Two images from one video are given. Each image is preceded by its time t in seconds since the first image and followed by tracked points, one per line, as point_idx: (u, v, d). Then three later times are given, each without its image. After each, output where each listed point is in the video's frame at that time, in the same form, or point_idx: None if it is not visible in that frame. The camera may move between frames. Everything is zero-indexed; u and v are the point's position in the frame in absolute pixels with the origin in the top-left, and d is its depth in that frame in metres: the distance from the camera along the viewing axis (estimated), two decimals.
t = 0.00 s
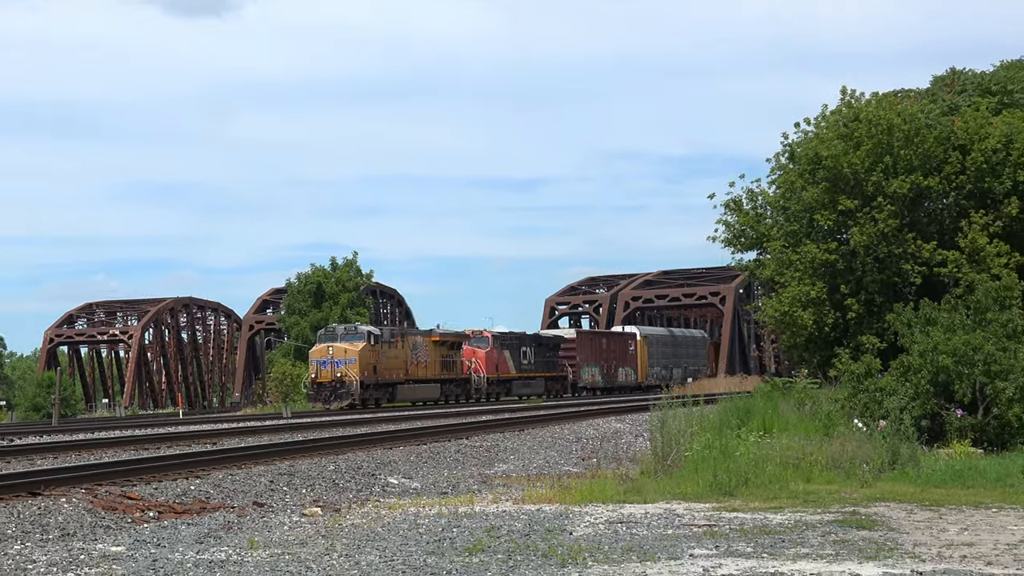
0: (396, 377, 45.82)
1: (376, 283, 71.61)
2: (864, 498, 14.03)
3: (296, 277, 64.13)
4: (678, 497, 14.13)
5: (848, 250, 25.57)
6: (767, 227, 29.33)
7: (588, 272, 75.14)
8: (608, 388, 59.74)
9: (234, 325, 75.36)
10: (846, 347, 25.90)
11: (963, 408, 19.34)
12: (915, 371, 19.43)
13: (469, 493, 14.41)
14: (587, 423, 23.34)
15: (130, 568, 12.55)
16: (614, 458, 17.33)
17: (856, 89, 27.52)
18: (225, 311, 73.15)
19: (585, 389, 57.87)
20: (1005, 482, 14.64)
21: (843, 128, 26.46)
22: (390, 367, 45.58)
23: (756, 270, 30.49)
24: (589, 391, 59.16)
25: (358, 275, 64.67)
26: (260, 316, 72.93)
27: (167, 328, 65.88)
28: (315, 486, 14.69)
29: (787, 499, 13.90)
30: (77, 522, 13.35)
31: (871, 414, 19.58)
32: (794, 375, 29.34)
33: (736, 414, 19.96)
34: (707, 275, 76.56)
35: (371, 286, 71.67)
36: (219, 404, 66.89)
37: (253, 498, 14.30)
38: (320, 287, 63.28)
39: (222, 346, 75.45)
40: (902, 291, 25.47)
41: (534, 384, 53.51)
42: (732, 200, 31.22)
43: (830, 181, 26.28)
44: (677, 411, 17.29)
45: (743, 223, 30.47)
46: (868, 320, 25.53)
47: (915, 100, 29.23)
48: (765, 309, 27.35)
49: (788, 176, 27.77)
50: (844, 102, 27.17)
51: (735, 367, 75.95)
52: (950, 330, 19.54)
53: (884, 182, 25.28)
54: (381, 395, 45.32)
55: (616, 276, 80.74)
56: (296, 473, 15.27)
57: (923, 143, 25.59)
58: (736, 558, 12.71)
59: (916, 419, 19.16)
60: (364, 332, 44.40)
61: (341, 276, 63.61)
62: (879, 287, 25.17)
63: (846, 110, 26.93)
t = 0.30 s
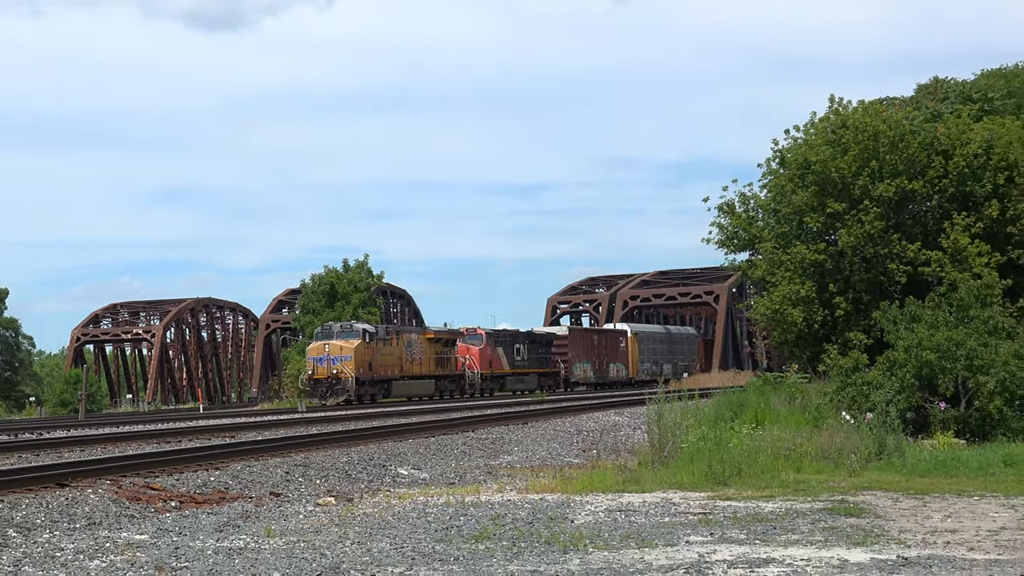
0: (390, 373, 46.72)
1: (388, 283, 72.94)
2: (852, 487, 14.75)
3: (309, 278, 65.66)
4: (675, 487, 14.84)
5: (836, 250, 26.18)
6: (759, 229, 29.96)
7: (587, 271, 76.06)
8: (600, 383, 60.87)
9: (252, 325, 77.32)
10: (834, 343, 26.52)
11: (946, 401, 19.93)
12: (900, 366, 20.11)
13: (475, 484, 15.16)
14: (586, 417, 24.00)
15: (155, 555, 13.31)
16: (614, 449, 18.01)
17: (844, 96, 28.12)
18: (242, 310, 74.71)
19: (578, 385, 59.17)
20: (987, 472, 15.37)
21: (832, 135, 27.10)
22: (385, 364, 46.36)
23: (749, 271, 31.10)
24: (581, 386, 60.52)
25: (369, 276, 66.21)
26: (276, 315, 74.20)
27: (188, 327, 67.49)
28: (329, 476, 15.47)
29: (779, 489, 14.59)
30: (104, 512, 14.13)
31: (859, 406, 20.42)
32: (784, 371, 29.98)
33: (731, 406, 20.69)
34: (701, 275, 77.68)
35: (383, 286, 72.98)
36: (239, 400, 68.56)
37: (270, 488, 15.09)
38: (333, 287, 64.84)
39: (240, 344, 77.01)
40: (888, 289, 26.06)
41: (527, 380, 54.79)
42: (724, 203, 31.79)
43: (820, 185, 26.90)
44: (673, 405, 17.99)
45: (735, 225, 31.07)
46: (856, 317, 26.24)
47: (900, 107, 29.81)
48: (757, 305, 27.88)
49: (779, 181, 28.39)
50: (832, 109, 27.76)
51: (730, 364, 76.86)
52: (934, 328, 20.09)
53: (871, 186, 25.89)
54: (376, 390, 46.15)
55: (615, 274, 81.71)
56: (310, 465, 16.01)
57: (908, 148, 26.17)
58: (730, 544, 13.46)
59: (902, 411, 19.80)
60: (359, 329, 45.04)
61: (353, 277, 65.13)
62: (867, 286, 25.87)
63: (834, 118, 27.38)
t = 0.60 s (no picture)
0: (386, 369, 47.71)
1: (398, 283, 74.04)
2: (839, 477, 15.51)
3: (322, 279, 66.46)
4: (670, 476, 15.59)
5: (824, 251, 26.85)
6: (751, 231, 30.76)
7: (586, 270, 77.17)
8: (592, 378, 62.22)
9: (268, 323, 78.26)
10: (822, 339, 27.23)
11: (929, 395, 20.77)
12: (886, 361, 20.81)
13: (481, 473, 15.94)
14: (587, 410, 24.74)
15: (176, 541, 14.10)
16: (613, 441, 18.76)
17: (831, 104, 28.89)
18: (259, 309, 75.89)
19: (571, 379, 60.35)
20: (968, 462, 16.16)
21: (820, 141, 27.87)
22: (380, 360, 47.38)
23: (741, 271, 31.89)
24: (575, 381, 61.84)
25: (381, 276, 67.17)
26: (291, 315, 75.10)
27: (208, 325, 68.81)
28: (341, 467, 16.29)
29: (770, 478, 15.34)
30: (127, 501, 14.96)
31: (846, 400, 20.85)
32: (776, 365, 30.81)
33: (724, 400, 21.51)
34: (694, 275, 79.07)
35: (393, 286, 74.08)
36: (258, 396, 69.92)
37: (285, 478, 15.92)
38: (345, 287, 65.74)
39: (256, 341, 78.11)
40: (874, 289, 26.71)
41: (520, 375, 55.66)
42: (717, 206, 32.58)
43: (808, 189, 27.62)
44: (669, 398, 18.75)
45: (728, 227, 31.83)
46: (843, 315, 26.94)
47: (886, 115, 30.57)
48: (750, 302, 28.69)
49: (771, 185, 29.12)
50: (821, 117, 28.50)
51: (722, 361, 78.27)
52: (918, 325, 20.96)
53: (857, 189, 26.49)
54: (371, 385, 47.02)
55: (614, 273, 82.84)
56: (324, 457, 16.84)
57: (892, 154, 26.74)
58: (722, 531, 14.23)
59: (886, 404, 20.46)
60: (354, 326, 46.04)
61: (365, 277, 66.13)
62: (853, 286, 26.57)
63: (823, 125, 28.19)
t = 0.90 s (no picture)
0: (383, 364, 48.67)
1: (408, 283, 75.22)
2: (830, 468, 16.26)
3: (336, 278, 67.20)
4: (668, 467, 16.35)
5: (815, 253, 27.59)
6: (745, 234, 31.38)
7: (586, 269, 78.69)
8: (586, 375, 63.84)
9: (286, 320, 79.16)
10: (813, 337, 27.95)
11: (917, 390, 21.55)
12: (874, 357, 21.54)
13: (487, 464, 16.72)
14: (588, 404, 25.43)
15: (197, 528, 14.88)
16: (613, 433, 19.49)
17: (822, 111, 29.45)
18: (276, 306, 77.34)
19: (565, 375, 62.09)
20: (953, 454, 16.94)
21: (812, 148, 28.60)
22: (378, 356, 48.25)
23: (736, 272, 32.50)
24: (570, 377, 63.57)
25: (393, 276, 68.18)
26: (309, 312, 75.74)
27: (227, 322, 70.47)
28: (355, 458, 17.11)
29: (764, 469, 16.08)
30: (151, 489, 15.77)
31: (836, 394, 21.77)
32: (770, 362, 31.52)
33: (720, 395, 22.21)
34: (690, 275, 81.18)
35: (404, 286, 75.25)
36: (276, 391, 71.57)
37: (302, 467, 16.75)
38: (359, 287, 66.54)
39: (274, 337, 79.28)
40: (863, 289, 27.42)
41: (515, 370, 57.76)
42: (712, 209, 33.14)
43: (801, 194, 28.45)
44: (667, 392, 19.47)
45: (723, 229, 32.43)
46: (833, 313, 27.61)
47: (876, 122, 31.14)
48: (744, 302, 29.33)
49: (764, 190, 29.76)
50: (813, 124, 29.10)
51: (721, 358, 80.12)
52: (905, 324, 21.64)
53: (848, 195, 27.31)
54: (369, 380, 47.97)
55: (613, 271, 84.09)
56: (338, 449, 17.65)
57: (881, 160, 27.46)
58: (718, 519, 14.98)
59: (875, 398, 21.29)
60: (352, 323, 46.82)
61: (378, 277, 67.09)
62: (844, 286, 27.25)
63: (814, 133, 28.81)
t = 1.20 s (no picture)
0: (380, 361, 49.91)
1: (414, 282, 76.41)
2: (820, 458, 17.04)
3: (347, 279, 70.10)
4: (665, 458, 17.13)
5: (806, 253, 28.34)
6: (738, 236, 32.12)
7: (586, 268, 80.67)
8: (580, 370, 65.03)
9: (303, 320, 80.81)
10: (804, 333, 28.70)
11: (903, 384, 22.38)
12: (862, 354, 22.33)
13: (494, 455, 17.54)
14: (589, 398, 26.22)
15: (217, 516, 15.70)
16: (613, 426, 20.27)
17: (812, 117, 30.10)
18: (292, 305, 78.96)
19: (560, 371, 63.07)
20: (938, 445, 17.74)
21: (802, 154, 29.12)
22: (374, 353, 49.51)
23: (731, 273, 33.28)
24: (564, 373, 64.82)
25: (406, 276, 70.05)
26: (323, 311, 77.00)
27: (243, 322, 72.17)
28: (367, 450, 17.96)
29: (757, 460, 16.86)
30: (174, 479, 16.62)
31: (826, 388, 22.65)
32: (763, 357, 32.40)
33: (715, 388, 22.93)
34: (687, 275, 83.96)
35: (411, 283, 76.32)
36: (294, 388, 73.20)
37: (316, 458, 17.59)
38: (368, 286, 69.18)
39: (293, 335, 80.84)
40: (851, 287, 28.20)
41: (511, 366, 58.69)
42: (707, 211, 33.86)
43: (792, 198, 29.01)
44: (664, 387, 20.24)
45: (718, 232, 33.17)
46: (823, 311, 28.42)
47: (864, 129, 31.79)
48: (738, 300, 30.24)
49: (757, 195, 30.36)
50: (804, 131, 29.73)
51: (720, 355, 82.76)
52: (892, 321, 22.35)
53: (837, 199, 27.96)
54: (367, 376, 49.16)
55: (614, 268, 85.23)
56: (351, 441, 18.51)
57: (869, 165, 28.24)
58: (713, 507, 15.79)
59: (864, 392, 22.10)
60: (349, 321, 48.17)
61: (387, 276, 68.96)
62: (833, 286, 28.14)
63: (803, 140, 29.56)
